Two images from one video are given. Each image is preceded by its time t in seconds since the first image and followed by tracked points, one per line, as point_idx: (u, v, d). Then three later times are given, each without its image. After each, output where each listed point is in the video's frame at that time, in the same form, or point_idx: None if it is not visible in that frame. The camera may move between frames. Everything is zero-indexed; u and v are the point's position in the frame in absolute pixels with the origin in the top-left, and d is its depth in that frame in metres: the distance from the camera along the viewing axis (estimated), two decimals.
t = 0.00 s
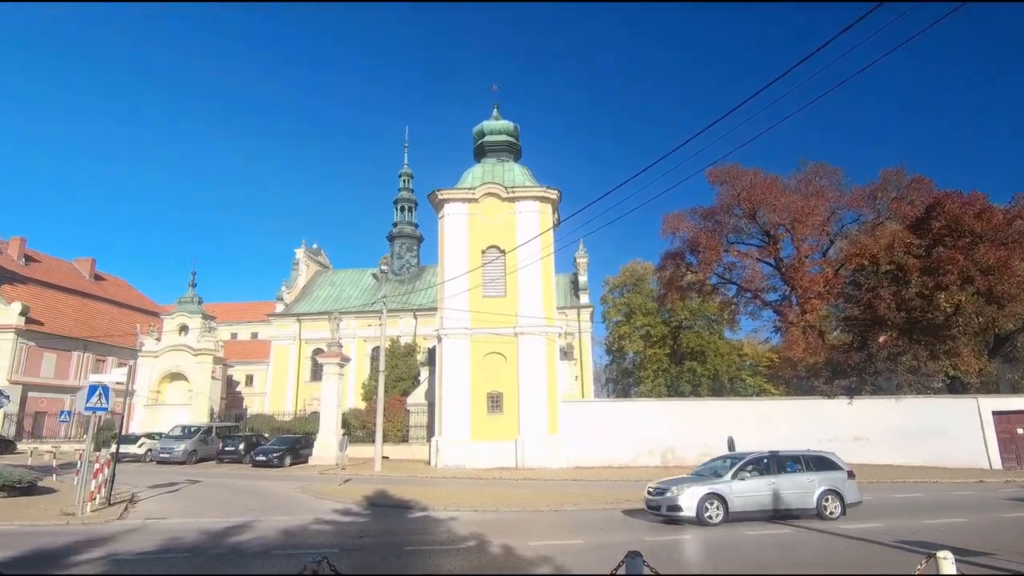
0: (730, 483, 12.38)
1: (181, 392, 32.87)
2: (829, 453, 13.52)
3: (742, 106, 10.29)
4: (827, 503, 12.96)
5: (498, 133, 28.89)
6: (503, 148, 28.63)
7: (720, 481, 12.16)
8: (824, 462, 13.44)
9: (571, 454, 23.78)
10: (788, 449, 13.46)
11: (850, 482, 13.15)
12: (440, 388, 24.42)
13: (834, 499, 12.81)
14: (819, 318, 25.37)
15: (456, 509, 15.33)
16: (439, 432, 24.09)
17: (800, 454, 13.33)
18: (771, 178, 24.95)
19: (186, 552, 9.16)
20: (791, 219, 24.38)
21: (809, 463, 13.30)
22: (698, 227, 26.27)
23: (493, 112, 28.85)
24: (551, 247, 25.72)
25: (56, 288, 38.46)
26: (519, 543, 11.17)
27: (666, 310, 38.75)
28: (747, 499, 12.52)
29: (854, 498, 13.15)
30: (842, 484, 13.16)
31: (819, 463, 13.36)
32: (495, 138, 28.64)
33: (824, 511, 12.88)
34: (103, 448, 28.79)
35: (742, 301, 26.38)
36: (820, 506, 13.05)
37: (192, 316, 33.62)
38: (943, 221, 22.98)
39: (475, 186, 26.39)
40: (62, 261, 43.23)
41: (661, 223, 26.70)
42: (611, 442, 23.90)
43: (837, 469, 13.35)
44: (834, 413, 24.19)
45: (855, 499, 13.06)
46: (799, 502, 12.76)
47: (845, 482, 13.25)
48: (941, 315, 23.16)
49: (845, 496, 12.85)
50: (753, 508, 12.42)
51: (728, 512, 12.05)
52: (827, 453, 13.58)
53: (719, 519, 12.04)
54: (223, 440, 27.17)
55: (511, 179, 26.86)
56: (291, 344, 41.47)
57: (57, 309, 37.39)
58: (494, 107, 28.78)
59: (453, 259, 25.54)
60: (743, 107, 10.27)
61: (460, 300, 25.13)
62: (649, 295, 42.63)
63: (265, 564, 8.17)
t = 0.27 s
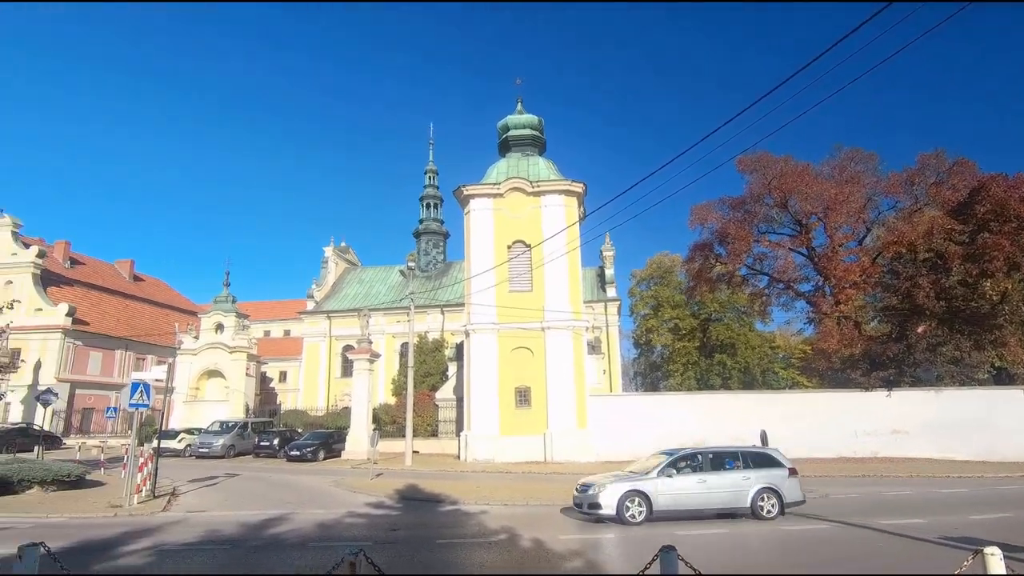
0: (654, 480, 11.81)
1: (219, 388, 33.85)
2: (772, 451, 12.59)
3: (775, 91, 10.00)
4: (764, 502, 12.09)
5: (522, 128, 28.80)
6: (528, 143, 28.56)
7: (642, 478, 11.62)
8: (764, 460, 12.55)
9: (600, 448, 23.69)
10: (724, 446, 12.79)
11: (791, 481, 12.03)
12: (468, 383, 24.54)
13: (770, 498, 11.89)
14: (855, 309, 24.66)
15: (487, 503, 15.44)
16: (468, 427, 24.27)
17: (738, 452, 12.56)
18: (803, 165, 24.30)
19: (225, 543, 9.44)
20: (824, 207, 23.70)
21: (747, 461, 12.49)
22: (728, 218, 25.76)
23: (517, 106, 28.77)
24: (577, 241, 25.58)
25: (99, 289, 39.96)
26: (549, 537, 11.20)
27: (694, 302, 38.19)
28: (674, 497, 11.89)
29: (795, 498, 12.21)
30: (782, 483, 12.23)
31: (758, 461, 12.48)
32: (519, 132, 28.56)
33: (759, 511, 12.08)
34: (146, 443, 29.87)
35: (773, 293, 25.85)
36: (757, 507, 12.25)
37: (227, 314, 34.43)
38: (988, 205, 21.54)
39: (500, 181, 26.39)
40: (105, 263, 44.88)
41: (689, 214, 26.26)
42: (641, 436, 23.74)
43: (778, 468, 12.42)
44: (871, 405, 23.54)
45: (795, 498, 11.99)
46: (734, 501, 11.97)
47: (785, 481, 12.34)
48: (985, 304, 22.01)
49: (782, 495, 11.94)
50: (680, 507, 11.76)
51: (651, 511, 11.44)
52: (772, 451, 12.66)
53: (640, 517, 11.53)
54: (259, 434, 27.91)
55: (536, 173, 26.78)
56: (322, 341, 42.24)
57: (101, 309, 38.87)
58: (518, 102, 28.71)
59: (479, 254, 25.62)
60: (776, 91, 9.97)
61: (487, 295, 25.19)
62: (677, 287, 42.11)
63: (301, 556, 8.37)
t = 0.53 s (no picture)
0: (562, 474, 11.72)
1: (252, 382, 34.71)
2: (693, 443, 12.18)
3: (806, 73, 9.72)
4: (681, 497, 11.77)
5: (545, 119, 28.63)
6: (551, 133, 28.38)
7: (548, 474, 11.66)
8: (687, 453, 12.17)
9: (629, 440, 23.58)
10: (645, 439, 12.61)
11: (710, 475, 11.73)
12: (495, 376, 24.63)
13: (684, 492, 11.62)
14: (891, 296, 23.97)
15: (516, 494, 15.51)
16: (495, 419, 24.38)
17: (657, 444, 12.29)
18: (836, 149, 23.60)
19: (263, 533, 9.69)
20: (859, 191, 22.98)
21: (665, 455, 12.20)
22: (757, 205, 25.20)
23: (539, 97, 28.59)
24: (603, 232, 25.38)
25: (138, 287, 41.25)
26: (579, 528, 11.19)
27: (722, 292, 37.54)
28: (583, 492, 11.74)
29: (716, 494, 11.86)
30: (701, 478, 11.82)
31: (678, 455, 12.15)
32: (542, 123, 28.39)
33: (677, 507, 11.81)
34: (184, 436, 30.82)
35: (805, 281, 25.24)
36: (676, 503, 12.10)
37: (258, 311, 36.24)
38: None
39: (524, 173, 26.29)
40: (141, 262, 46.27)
41: (717, 202, 25.78)
42: (669, 428, 23.53)
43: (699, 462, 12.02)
44: (908, 396, 22.87)
45: (715, 493, 11.63)
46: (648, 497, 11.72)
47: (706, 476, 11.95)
48: None
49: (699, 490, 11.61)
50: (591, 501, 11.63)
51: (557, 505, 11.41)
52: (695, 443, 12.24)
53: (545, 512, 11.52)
54: (292, 427, 28.55)
55: (560, 164, 26.62)
56: (350, 335, 42.88)
57: (140, 307, 40.14)
58: (541, 93, 28.53)
59: (504, 247, 25.60)
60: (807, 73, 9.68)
61: (512, 288, 25.18)
62: (705, 278, 41.63)
63: (335, 546, 8.53)
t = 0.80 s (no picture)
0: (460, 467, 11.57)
1: (284, 375, 35.47)
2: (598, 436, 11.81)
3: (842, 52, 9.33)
4: (583, 493, 11.45)
5: (569, 108, 28.37)
6: (575, 123, 28.11)
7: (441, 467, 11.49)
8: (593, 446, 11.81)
9: (656, 432, 23.41)
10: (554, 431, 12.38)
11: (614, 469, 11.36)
12: (521, 368, 24.67)
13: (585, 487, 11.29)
14: (929, 284, 23.19)
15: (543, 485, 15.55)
16: (522, 411, 24.42)
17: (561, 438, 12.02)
18: (871, 132, 22.82)
19: (297, 522, 9.90)
20: (894, 175, 22.21)
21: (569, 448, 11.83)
22: (787, 192, 24.61)
23: (563, 86, 28.31)
24: (628, 222, 25.11)
25: (173, 283, 42.43)
26: (607, 519, 11.16)
27: (751, 281, 36.79)
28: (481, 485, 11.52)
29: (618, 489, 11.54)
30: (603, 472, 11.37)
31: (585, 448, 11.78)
32: (566, 113, 28.15)
33: (576, 501, 11.42)
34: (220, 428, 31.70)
35: (838, 269, 24.57)
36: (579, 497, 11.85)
37: (288, 304, 35.96)
38: None
39: (548, 163, 26.12)
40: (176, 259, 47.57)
41: (745, 190, 25.26)
42: (698, 419, 23.29)
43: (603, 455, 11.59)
44: (947, 386, 22.17)
45: (619, 489, 11.27)
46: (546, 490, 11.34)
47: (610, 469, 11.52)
48: None
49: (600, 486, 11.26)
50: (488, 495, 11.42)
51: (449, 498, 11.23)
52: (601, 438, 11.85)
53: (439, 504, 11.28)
54: (322, 419, 29.10)
55: (584, 155, 26.38)
56: (378, 329, 43.44)
57: (175, 303, 41.31)
58: (564, 82, 28.25)
59: (528, 239, 25.53)
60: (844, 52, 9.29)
61: (537, 280, 25.12)
62: (733, 267, 40.80)
63: (367, 536, 8.66)
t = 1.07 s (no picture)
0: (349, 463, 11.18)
1: (310, 371, 36.05)
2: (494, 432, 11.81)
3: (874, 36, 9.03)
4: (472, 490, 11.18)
5: (590, 102, 28.15)
6: (597, 117, 27.88)
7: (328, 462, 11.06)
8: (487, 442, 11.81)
9: (681, 427, 23.19)
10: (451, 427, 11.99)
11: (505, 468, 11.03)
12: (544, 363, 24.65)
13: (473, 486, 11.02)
14: (964, 276, 22.48)
15: (567, 481, 15.54)
16: (544, 406, 24.41)
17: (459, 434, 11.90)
18: (902, 120, 22.15)
19: (324, 515, 10.07)
20: (927, 164, 21.53)
21: (464, 443, 11.77)
22: (815, 182, 24.06)
23: (584, 80, 28.08)
24: (651, 216, 24.86)
25: (202, 282, 43.42)
26: (632, 515, 11.09)
27: (778, 274, 36.10)
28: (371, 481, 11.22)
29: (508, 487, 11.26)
30: (496, 467, 11.35)
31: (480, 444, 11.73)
32: (587, 107, 27.95)
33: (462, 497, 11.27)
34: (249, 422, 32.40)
35: (868, 262, 23.97)
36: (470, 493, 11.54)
37: (314, 300, 36.65)
38: None
39: (570, 158, 25.97)
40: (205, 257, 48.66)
41: (771, 181, 24.79)
42: (723, 415, 23.00)
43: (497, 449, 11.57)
44: (983, 381, 21.50)
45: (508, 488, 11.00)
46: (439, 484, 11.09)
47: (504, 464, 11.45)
48: None
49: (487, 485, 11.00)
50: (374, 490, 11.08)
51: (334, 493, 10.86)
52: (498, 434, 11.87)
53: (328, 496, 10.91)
54: (348, 414, 29.54)
55: (606, 148, 26.17)
56: (401, 325, 43.82)
57: (205, 300, 42.27)
58: (586, 75, 28.02)
59: (550, 234, 25.44)
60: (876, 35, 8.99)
61: (559, 275, 25.03)
62: (759, 260, 40.05)
63: (393, 529, 8.75)
